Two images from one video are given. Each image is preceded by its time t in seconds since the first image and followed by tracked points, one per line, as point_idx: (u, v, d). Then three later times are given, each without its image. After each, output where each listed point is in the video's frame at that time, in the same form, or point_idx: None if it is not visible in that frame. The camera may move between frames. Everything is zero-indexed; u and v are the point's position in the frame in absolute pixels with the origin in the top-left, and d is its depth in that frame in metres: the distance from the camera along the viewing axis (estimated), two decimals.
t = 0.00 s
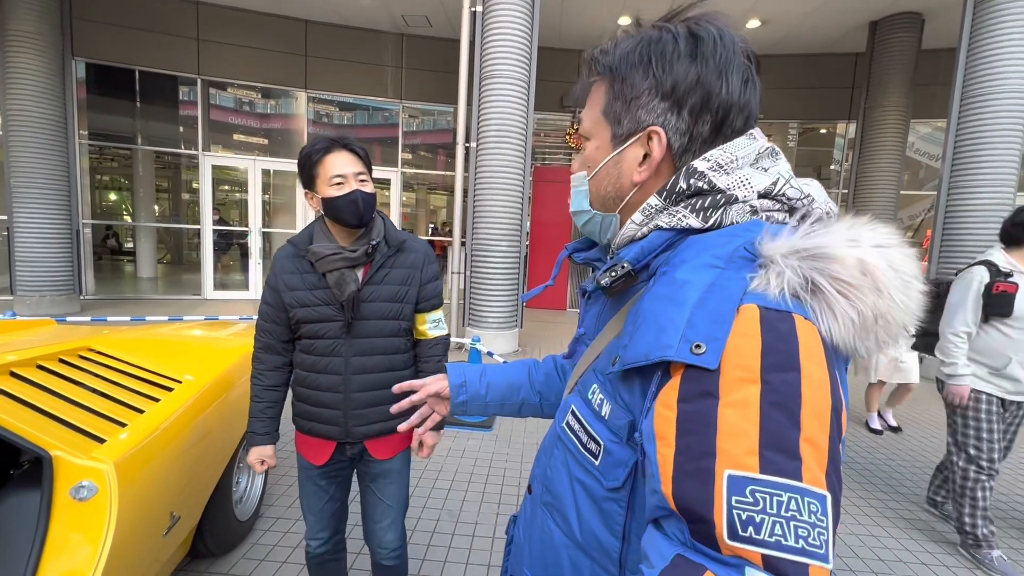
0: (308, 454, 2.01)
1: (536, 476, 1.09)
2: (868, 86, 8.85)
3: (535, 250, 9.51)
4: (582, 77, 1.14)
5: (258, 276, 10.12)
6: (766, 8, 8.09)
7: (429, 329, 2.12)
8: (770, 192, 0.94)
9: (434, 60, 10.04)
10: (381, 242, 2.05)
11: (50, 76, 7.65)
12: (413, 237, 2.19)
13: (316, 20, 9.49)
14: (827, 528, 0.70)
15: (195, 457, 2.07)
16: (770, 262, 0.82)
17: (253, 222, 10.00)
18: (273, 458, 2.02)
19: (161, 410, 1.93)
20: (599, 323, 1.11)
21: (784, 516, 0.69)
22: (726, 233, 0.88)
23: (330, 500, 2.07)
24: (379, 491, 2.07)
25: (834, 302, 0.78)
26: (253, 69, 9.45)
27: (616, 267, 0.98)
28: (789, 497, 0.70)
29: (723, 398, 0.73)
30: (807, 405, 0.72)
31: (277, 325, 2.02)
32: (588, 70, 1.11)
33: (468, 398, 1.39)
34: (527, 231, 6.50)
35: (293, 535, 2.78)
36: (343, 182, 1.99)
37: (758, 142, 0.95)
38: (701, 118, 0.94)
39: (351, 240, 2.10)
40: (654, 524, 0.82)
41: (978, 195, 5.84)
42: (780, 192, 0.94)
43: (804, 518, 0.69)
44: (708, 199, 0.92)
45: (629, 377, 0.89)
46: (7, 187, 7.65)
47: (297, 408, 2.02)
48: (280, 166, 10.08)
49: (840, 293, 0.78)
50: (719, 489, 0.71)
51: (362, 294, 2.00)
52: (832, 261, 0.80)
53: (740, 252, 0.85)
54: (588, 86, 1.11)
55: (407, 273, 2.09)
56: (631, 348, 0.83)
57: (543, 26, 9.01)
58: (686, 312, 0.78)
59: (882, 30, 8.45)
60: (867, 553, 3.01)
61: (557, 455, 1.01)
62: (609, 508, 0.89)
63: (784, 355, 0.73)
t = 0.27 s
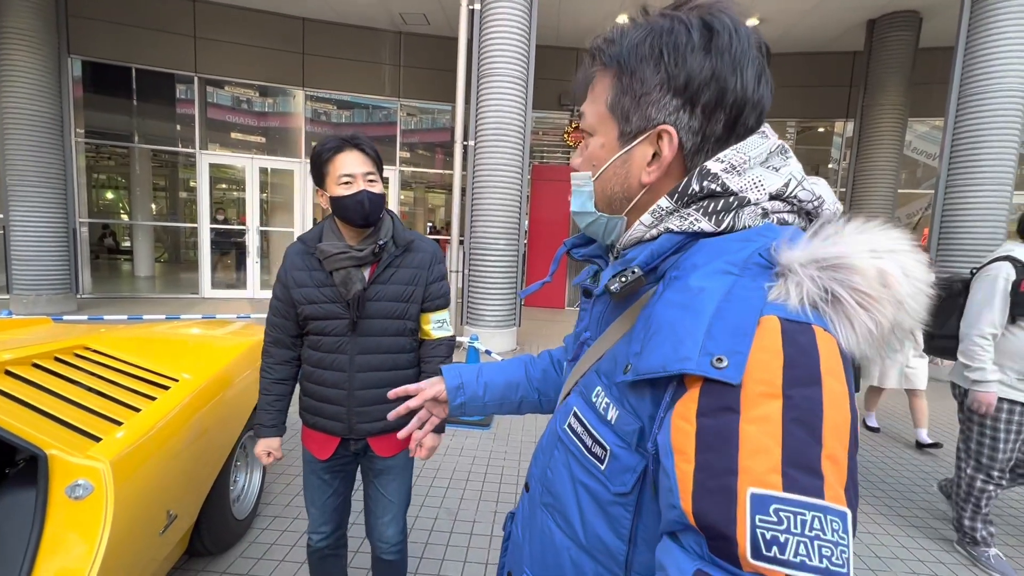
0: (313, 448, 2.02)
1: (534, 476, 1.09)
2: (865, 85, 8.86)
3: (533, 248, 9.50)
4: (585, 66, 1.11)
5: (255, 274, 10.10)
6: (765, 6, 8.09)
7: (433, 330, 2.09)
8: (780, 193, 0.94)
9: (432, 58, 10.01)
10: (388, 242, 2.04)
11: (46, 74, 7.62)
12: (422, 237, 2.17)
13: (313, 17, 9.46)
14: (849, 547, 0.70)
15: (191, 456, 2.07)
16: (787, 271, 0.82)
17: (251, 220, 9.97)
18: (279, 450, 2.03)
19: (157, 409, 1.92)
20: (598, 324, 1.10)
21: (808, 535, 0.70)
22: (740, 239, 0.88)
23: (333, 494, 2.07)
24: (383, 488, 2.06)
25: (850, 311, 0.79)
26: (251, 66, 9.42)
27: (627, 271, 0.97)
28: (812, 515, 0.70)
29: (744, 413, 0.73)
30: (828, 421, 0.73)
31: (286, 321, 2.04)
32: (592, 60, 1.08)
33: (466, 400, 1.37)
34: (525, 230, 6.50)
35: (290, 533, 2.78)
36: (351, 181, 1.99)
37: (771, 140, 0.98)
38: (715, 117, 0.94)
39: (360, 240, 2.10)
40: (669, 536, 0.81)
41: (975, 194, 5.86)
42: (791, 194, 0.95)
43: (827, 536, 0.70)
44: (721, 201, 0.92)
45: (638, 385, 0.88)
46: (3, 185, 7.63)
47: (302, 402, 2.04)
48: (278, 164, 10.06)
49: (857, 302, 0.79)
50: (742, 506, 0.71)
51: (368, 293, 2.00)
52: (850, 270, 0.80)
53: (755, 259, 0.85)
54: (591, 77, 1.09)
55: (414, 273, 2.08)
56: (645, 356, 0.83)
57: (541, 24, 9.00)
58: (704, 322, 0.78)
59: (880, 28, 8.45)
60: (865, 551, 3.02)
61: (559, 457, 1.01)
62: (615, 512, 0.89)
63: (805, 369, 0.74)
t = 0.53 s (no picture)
0: (321, 443, 2.00)
1: (530, 478, 1.08)
2: (863, 83, 8.87)
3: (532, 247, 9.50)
4: (598, 52, 1.09)
5: (253, 273, 10.08)
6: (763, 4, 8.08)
7: (441, 325, 2.08)
8: (794, 197, 0.94)
9: (431, 56, 9.99)
10: (397, 237, 2.04)
11: (42, 72, 7.59)
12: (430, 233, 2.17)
13: (310, 16, 9.42)
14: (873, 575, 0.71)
15: (188, 455, 2.06)
16: (810, 285, 0.82)
17: (248, 219, 9.94)
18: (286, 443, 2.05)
19: (153, 408, 1.91)
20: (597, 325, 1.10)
21: (835, 567, 0.70)
22: (757, 246, 0.87)
23: (338, 491, 2.05)
24: (392, 478, 2.07)
25: (871, 327, 0.79)
26: (247, 65, 9.39)
27: (638, 278, 0.96)
28: (839, 546, 0.70)
29: (768, 439, 0.73)
30: (853, 446, 0.73)
31: (294, 316, 2.03)
32: (604, 47, 1.07)
33: (459, 396, 1.36)
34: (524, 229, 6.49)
35: (288, 532, 2.79)
36: (362, 170, 2.00)
37: (791, 139, 0.98)
38: (733, 114, 0.94)
39: (369, 233, 2.09)
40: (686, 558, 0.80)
41: (973, 192, 5.87)
42: (805, 197, 0.95)
43: (853, 566, 0.70)
44: (737, 206, 0.92)
45: (649, 399, 0.88)
46: None
47: (309, 399, 2.02)
48: (276, 163, 10.03)
49: (878, 317, 0.79)
50: (767, 537, 0.71)
51: (377, 288, 2.00)
52: (872, 285, 0.80)
53: (773, 269, 0.84)
54: (604, 65, 1.07)
55: (422, 268, 2.08)
56: (659, 370, 0.82)
57: (539, 22, 8.99)
58: (723, 341, 0.78)
59: (878, 27, 8.45)
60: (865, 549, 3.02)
61: (559, 460, 1.00)
62: (620, 520, 0.89)
63: (828, 393, 0.74)
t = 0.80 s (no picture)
0: (318, 443, 1.98)
1: (525, 473, 1.09)
2: (861, 81, 8.88)
3: (531, 245, 9.50)
4: (603, 47, 1.09)
5: (251, 273, 10.06)
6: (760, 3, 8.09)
7: (442, 324, 2.12)
8: (791, 196, 0.95)
9: (429, 56, 9.99)
10: (395, 240, 2.06)
11: (39, 72, 7.57)
12: (427, 234, 2.19)
13: (308, 15, 9.41)
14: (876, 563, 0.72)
15: (187, 455, 2.06)
16: (808, 279, 0.83)
17: (246, 218, 9.93)
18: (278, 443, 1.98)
19: (152, 408, 1.92)
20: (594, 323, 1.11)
21: (840, 557, 0.71)
22: (756, 242, 0.88)
23: (334, 493, 2.02)
24: (393, 476, 2.08)
25: (869, 321, 0.80)
26: (245, 64, 9.37)
27: (638, 271, 0.96)
28: (843, 536, 0.71)
29: (771, 430, 0.73)
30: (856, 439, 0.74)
31: (293, 316, 2.04)
32: (611, 41, 1.06)
33: (452, 397, 1.36)
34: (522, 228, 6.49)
35: (286, 531, 2.79)
36: (358, 185, 2.00)
37: (791, 143, 0.99)
38: (735, 115, 0.94)
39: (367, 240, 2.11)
40: (691, 552, 0.80)
41: (970, 190, 5.88)
42: (803, 196, 0.96)
43: (858, 554, 0.71)
44: (737, 202, 0.92)
45: (650, 393, 0.89)
46: None
47: (309, 399, 2.02)
48: (274, 162, 10.02)
49: (877, 312, 0.80)
50: (774, 529, 0.71)
51: (377, 288, 2.02)
52: (871, 279, 0.81)
53: (772, 264, 0.85)
54: (609, 60, 1.07)
55: (420, 269, 2.10)
56: (661, 364, 0.83)
57: (537, 21, 8.99)
58: (725, 333, 0.79)
59: (875, 25, 8.46)
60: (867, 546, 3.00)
61: (556, 458, 1.00)
62: (620, 517, 0.89)
63: (832, 385, 0.75)
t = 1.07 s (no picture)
0: (299, 446, 1.99)
1: (519, 473, 1.09)
2: (859, 79, 8.88)
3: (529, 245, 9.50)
4: (582, 62, 0.99)
5: (250, 274, 10.05)
6: (758, 1, 8.10)
7: (420, 326, 2.12)
8: (783, 194, 0.96)
9: (426, 55, 9.99)
10: (370, 240, 2.04)
11: (35, 72, 7.54)
12: (404, 234, 2.17)
13: (306, 15, 9.40)
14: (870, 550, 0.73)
15: (185, 456, 2.06)
16: (804, 273, 0.83)
17: (245, 219, 9.93)
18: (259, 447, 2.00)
19: (149, 410, 1.91)
20: (590, 322, 1.12)
21: (835, 538, 0.71)
22: (751, 240, 0.89)
23: (318, 493, 2.05)
24: (377, 478, 2.08)
25: (864, 313, 0.81)
26: (242, 64, 9.36)
27: (639, 276, 0.95)
28: (837, 518, 0.72)
29: (771, 417, 0.73)
30: (849, 423, 0.75)
31: (267, 321, 2.01)
32: (598, 56, 0.97)
33: (443, 395, 1.37)
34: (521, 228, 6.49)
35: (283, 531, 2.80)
36: (329, 180, 1.99)
37: (777, 142, 1.01)
38: (730, 116, 1.01)
39: (339, 238, 2.10)
40: (689, 535, 0.81)
41: (967, 188, 5.90)
42: (791, 194, 0.97)
43: (853, 535, 0.71)
44: (730, 203, 0.93)
45: (650, 388, 0.89)
46: None
47: (286, 404, 2.02)
48: (272, 162, 10.01)
49: (870, 305, 0.81)
50: (771, 511, 0.72)
51: (353, 291, 2.00)
52: (863, 273, 0.82)
53: (768, 260, 0.86)
54: (600, 76, 0.98)
55: (396, 270, 2.08)
56: (665, 358, 0.83)
57: (535, 20, 8.98)
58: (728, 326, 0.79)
59: (872, 23, 8.46)
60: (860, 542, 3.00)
61: (552, 455, 1.00)
62: (618, 513, 0.90)
63: (828, 373, 0.75)
